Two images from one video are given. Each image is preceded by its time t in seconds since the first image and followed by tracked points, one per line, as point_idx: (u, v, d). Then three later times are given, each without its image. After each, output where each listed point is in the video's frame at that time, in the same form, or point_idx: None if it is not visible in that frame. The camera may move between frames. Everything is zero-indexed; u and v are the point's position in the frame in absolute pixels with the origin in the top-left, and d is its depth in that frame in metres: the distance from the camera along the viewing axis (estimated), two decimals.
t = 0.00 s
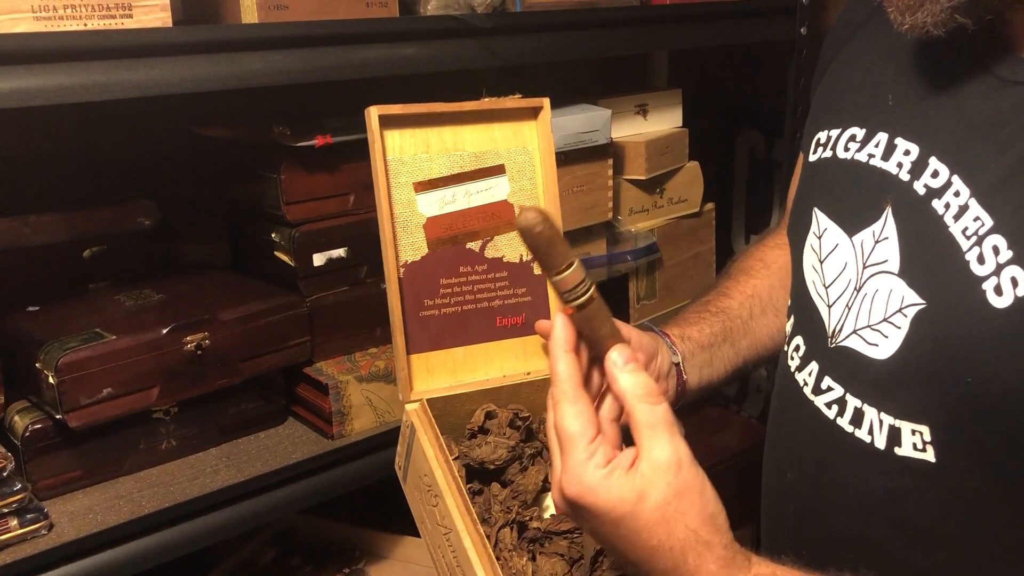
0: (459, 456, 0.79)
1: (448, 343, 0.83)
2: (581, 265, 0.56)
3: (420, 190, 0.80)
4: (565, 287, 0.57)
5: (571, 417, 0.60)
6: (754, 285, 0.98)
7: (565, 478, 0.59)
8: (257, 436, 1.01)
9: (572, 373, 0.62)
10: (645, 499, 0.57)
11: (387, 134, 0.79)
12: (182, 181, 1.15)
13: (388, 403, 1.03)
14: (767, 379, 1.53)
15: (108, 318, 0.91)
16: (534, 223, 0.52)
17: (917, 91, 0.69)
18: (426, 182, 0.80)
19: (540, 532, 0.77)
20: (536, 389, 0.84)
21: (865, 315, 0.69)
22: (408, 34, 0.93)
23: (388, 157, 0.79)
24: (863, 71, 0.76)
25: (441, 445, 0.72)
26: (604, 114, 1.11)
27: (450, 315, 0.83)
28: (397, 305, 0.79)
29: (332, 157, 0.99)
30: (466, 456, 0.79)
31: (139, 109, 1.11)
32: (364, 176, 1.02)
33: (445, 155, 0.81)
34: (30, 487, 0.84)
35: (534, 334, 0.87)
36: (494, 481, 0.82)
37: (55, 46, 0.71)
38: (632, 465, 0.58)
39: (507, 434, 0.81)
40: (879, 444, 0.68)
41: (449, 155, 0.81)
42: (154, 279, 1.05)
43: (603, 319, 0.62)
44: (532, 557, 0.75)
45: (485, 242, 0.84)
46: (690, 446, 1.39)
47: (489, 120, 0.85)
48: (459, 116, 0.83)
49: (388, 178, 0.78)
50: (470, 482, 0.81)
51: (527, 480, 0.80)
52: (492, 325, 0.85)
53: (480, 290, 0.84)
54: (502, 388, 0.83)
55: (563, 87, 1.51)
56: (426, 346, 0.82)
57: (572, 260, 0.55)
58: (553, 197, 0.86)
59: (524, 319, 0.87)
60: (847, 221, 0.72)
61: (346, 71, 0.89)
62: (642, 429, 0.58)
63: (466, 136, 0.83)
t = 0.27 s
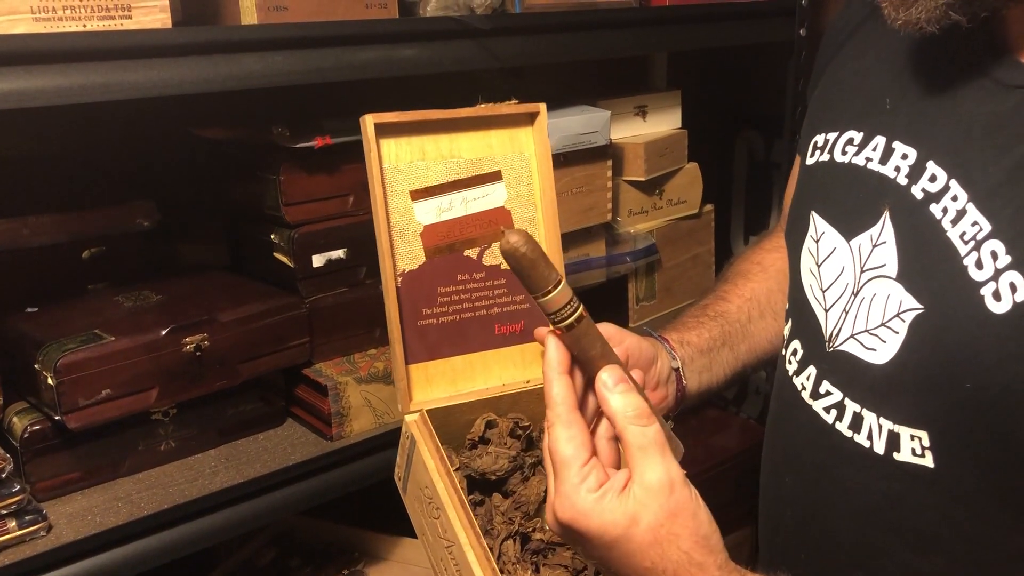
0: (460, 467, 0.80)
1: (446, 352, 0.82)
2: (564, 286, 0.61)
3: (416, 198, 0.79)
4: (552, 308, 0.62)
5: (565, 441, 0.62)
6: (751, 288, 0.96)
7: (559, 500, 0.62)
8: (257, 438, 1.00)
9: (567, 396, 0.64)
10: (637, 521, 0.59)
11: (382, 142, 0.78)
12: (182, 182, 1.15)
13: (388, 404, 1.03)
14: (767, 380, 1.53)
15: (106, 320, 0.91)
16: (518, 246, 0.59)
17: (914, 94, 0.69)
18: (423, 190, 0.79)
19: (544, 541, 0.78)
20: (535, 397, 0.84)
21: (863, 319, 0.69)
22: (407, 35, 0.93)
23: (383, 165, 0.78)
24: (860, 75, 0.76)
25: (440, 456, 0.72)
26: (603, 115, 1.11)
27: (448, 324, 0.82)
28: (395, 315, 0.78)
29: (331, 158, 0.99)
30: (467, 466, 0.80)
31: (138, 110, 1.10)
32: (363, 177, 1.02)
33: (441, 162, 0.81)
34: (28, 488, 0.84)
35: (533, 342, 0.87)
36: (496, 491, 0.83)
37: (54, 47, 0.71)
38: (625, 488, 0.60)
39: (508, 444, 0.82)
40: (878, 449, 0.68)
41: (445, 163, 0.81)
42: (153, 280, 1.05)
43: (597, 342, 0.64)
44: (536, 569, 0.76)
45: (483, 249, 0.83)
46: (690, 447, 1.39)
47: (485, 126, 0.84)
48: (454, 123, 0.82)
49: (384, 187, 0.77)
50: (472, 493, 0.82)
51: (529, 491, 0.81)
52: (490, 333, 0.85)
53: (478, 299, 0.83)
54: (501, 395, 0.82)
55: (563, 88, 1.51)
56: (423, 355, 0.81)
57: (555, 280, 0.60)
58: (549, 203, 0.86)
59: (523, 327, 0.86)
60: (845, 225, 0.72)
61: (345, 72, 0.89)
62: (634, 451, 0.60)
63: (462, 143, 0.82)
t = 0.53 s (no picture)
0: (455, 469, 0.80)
1: (442, 353, 0.83)
2: (565, 283, 0.61)
3: (412, 200, 0.79)
4: (552, 305, 0.62)
5: (563, 438, 0.62)
6: (747, 290, 0.96)
7: (555, 497, 0.62)
8: (255, 438, 1.00)
9: (566, 393, 0.64)
10: (633, 520, 0.59)
11: (377, 144, 0.78)
12: (181, 182, 1.15)
13: (387, 404, 1.03)
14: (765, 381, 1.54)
15: (106, 320, 0.91)
16: (519, 244, 0.59)
17: (910, 96, 0.69)
18: (418, 192, 0.79)
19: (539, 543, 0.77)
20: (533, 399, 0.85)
21: (859, 321, 0.69)
22: (406, 37, 0.93)
23: (379, 167, 0.78)
24: (856, 77, 0.76)
25: (436, 458, 0.73)
26: (602, 116, 1.11)
27: (444, 326, 0.83)
28: (390, 316, 0.78)
29: (331, 159, 0.99)
30: (462, 467, 0.80)
31: (138, 111, 1.11)
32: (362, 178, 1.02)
33: (436, 164, 0.81)
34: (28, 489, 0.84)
35: (529, 343, 0.87)
36: (491, 493, 0.83)
37: (55, 48, 0.72)
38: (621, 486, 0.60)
39: (503, 445, 0.82)
40: (872, 451, 0.68)
41: (441, 165, 0.81)
42: (153, 281, 1.05)
43: (597, 341, 0.64)
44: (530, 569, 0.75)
45: (479, 251, 0.83)
46: (688, 447, 1.39)
47: (480, 128, 0.84)
48: (449, 125, 0.83)
49: (379, 189, 0.77)
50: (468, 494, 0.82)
51: (524, 492, 0.81)
52: (486, 335, 0.85)
53: (474, 300, 0.84)
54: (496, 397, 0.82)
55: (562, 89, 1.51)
56: (419, 357, 0.81)
57: (556, 278, 0.60)
58: (546, 205, 0.86)
59: (519, 328, 0.86)
60: (841, 227, 0.72)
61: (344, 73, 0.89)
62: (631, 450, 0.60)
63: (457, 145, 0.83)
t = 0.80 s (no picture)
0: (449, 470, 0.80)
1: (437, 356, 0.83)
2: (549, 281, 0.62)
3: (407, 206, 0.79)
4: (535, 303, 0.62)
5: (550, 433, 0.63)
6: (741, 292, 0.96)
7: (541, 491, 0.62)
8: (254, 438, 1.01)
9: (553, 389, 0.65)
10: (617, 516, 0.60)
11: (372, 151, 0.79)
12: (180, 184, 1.16)
13: (384, 404, 1.04)
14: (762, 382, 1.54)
15: (105, 321, 0.92)
16: (502, 241, 0.59)
17: (901, 100, 0.70)
18: (413, 198, 0.80)
19: (532, 543, 0.79)
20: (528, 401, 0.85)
21: (850, 322, 0.70)
22: (404, 40, 0.93)
23: (374, 173, 0.78)
24: (848, 81, 0.77)
25: (430, 460, 0.73)
26: (598, 119, 1.12)
27: (440, 329, 0.83)
28: (386, 321, 0.79)
29: (328, 161, 1.00)
30: (457, 469, 0.80)
31: (137, 114, 1.11)
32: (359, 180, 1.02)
33: (431, 170, 0.81)
34: (27, 488, 0.85)
35: (523, 346, 0.88)
36: (485, 492, 0.84)
37: (56, 51, 0.72)
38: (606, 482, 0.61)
39: (498, 446, 0.82)
40: (862, 449, 0.69)
41: (435, 170, 0.81)
42: (152, 282, 1.06)
43: (582, 337, 0.65)
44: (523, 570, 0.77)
45: (473, 255, 0.84)
46: (684, 448, 1.40)
47: (473, 134, 0.85)
48: (443, 131, 0.83)
49: (374, 195, 0.78)
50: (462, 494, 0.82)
51: (518, 492, 0.82)
52: (481, 338, 0.85)
53: (469, 302, 0.84)
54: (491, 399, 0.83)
55: (559, 92, 1.52)
56: (415, 360, 0.82)
57: (540, 274, 0.61)
58: (539, 210, 0.86)
59: (513, 331, 0.87)
60: (833, 229, 0.73)
61: (342, 76, 0.90)
62: (616, 446, 0.61)
63: (451, 151, 0.83)
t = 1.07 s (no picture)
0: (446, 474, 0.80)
1: (433, 360, 0.85)
2: (547, 289, 0.58)
3: (404, 210, 0.82)
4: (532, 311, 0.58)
5: (553, 442, 0.60)
6: (732, 297, 0.97)
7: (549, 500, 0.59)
8: (253, 439, 1.02)
9: (555, 399, 0.61)
10: (628, 521, 0.57)
11: (369, 157, 0.81)
12: (180, 188, 1.17)
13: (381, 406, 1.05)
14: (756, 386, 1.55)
15: (106, 322, 0.93)
16: (498, 250, 0.56)
17: (891, 105, 0.72)
18: (410, 202, 0.82)
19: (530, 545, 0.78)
20: (523, 405, 0.87)
21: (841, 322, 0.71)
22: (401, 46, 0.95)
23: (371, 179, 0.80)
24: (838, 87, 0.79)
25: (428, 463, 0.74)
26: (593, 124, 1.13)
27: (436, 333, 0.85)
28: (383, 325, 0.80)
29: (327, 165, 1.01)
30: (453, 472, 0.80)
31: (137, 118, 1.13)
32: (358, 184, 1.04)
33: (427, 175, 0.83)
34: (29, 487, 0.86)
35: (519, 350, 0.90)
36: (482, 496, 0.83)
37: (59, 56, 0.74)
38: (613, 487, 0.59)
39: (495, 450, 0.82)
40: (853, 447, 0.70)
41: (432, 176, 0.84)
42: (152, 285, 1.07)
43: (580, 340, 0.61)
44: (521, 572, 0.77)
45: (469, 260, 0.86)
46: (679, 450, 1.41)
47: (469, 141, 0.87)
48: (440, 137, 0.85)
49: (372, 200, 0.80)
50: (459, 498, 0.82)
51: (514, 494, 0.82)
52: (476, 342, 0.87)
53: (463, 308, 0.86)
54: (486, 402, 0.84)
55: (555, 97, 1.53)
56: (411, 363, 0.83)
57: (539, 282, 0.57)
58: (533, 217, 0.89)
59: (509, 335, 0.89)
60: (823, 232, 0.74)
61: (340, 81, 0.91)
62: (621, 451, 0.59)
63: (447, 157, 0.85)
